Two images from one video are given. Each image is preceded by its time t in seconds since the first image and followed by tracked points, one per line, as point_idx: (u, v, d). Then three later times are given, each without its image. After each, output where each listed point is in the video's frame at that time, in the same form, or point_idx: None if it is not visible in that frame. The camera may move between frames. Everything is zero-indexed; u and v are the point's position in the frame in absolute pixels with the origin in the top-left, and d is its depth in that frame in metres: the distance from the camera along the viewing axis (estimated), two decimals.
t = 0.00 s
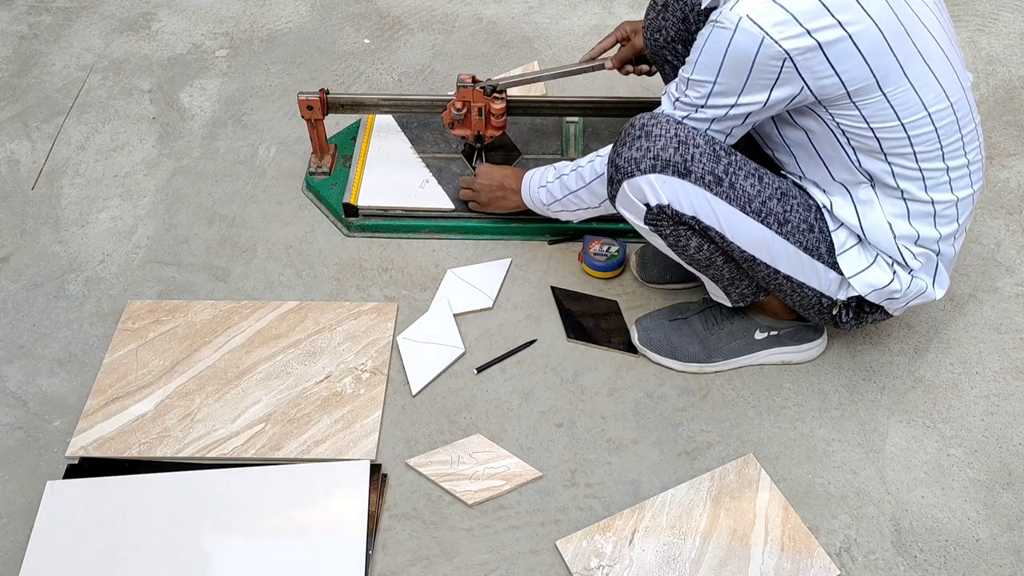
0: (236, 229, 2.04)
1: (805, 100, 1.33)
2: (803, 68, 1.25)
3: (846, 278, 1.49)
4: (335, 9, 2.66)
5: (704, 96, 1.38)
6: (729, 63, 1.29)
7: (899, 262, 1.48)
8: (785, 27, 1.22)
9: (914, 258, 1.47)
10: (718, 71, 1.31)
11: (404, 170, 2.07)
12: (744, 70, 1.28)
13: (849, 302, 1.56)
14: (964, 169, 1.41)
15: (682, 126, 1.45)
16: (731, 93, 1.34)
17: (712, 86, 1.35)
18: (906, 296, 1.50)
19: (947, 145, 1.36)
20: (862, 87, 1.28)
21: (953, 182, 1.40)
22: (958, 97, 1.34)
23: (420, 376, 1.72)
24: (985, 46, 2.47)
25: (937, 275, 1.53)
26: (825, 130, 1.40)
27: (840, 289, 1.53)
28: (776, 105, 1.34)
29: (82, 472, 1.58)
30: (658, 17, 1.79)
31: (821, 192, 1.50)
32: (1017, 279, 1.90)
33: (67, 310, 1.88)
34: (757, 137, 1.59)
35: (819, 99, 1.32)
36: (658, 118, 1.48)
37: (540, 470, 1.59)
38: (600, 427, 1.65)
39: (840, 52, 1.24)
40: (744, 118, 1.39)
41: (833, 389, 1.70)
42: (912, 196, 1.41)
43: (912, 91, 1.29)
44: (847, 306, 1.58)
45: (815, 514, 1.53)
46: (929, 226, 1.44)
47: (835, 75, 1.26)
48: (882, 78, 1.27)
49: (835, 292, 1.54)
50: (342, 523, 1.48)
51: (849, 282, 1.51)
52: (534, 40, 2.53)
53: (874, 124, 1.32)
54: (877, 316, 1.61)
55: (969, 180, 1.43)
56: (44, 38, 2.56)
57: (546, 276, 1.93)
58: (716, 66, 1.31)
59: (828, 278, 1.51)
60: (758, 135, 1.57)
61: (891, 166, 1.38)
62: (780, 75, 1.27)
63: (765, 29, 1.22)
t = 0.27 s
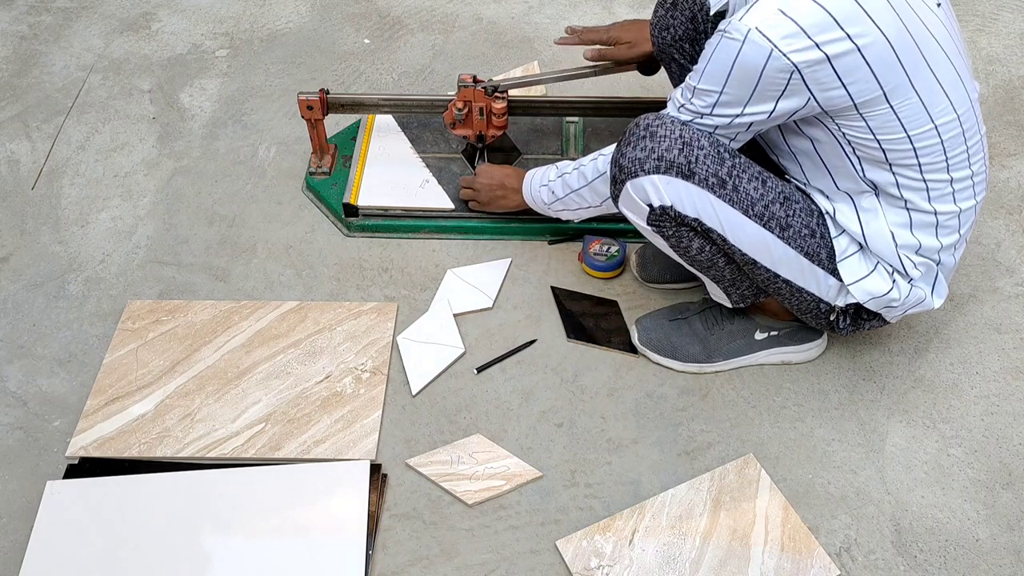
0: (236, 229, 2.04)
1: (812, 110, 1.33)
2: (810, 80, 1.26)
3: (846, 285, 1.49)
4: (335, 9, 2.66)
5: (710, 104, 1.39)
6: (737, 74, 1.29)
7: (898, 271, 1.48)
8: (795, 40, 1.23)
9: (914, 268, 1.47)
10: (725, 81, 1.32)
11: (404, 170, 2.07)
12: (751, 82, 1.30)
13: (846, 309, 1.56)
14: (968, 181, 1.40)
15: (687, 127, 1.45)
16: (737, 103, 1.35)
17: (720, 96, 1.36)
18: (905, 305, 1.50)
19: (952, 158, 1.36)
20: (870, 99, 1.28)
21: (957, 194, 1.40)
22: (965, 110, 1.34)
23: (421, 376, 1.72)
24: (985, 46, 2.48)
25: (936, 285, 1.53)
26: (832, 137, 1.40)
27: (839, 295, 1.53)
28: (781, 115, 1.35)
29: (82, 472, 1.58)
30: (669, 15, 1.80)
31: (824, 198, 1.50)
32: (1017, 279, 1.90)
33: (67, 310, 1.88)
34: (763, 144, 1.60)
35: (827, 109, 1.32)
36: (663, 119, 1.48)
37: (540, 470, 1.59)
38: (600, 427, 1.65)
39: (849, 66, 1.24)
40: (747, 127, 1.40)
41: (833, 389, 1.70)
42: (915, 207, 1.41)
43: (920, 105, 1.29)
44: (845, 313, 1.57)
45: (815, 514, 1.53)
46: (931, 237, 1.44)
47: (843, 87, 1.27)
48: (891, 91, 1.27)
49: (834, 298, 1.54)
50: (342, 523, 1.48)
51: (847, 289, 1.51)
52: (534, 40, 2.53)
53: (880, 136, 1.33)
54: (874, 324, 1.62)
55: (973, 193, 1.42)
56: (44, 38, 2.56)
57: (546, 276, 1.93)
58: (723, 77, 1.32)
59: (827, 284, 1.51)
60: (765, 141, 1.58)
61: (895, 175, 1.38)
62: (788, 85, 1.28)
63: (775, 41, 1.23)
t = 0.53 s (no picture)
0: (236, 228, 2.04)
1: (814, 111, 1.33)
2: (813, 82, 1.26)
3: (845, 286, 1.49)
4: (335, 9, 2.66)
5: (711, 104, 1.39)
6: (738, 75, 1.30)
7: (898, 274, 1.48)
8: (797, 41, 1.23)
9: (913, 270, 1.47)
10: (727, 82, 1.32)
11: (404, 170, 2.07)
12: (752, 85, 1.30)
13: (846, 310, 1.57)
14: (969, 186, 1.40)
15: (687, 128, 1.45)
16: (738, 104, 1.36)
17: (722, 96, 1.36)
18: (904, 307, 1.50)
19: (954, 162, 1.36)
20: (871, 101, 1.28)
21: (957, 198, 1.40)
22: (967, 115, 1.33)
23: (421, 376, 1.72)
24: (985, 46, 2.48)
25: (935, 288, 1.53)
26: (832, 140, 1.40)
27: (838, 297, 1.53)
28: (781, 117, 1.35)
29: (82, 472, 1.58)
30: (670, 12, 1.74)
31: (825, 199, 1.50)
32: (1017, 279, 1.90)
33: (67, 310, 1.88)
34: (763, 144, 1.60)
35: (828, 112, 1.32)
36: (664, 119, 1.48)
37: (540, 470, 1.59)
38: (600, 427, 1.65)
39: (851, 68, 1.24)
40: (748, 128, 1.40)
41: (834, 389, 1.70)
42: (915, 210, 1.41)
43: (921, 107, 1.29)
44: (845, 314, 1.58)
45: (815, 514, 1.53)
46: (930, 239, 1.44)
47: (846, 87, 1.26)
48: (892, 93, 1.27)
49: (834, 299, 1.54)
50: (343, 523, 1.48)
51: (847, 291, 1.51)
52: (534, 40, 2.53)
53: (880, 138, 1.33)
54: (873, 325, 1.62)
55: (974, 198, 1.42)
56: (44, 38, 2.56)
57: (546, 276, 1.93)
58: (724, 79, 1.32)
59: (827, 285, 1.51)
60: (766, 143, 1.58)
61: (896, 178, 1.38)
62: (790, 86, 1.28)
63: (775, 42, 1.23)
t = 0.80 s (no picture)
0: (236, 228, 2.04)
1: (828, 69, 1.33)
2: (830, 37, 1.27)
3: (863, 273, 1.49)
4: (335, 9, 2.66)
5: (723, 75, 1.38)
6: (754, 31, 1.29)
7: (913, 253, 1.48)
8: None
9: (927, 248, 1.47)
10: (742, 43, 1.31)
11: (404, 170, 2.07)
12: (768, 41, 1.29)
13: (865, 300, 1.56)
14: (976, 158, 1.43)
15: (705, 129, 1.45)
16: (756, 65, 1.34)
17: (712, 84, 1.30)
18: (921, 286, 1.49)
19: (961, 130, 1.38)
20: (885, 57, 1.30)
21: (966, 169, 1.42)
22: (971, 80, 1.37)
23: (421, 376, 1.72)
24: (985, 46, 2.48)
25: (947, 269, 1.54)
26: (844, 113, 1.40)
27: (857, 286, 1.53)
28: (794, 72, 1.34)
29: (82, 472, 1.58)
30: (669, 6, 1.76)
31: (835, 185, 1.50)
32: (1017, 279, 1.90)
33: (67, 310, 1.88)
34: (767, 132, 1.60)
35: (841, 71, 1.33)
36: (681, 121, 1.47)
37: (540, 470, 1.59)
38: (600, 427, 1.65)
39: (866, 21, 1.26)
40: (768, 91, 1.38)
41: (834, 389, 1.70)
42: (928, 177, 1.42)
43: (930, 69, 1.32)
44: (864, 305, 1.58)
45: (815, 514, 1.53)
46: (942, 215, 1.46)
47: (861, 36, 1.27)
48: (904, 49, 1.30)
49: (853, 289, 1.53)
50: (343, 523, 1.48)
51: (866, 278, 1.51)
52: (534, 40, 2.53)
53: (894, 100, 1.34)
54: (890, 312, 1.61)
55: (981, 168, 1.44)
56: (44, 38, 2.56)
57: (546, 276, 1.93)
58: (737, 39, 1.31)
59: (845, 276, 1.51)
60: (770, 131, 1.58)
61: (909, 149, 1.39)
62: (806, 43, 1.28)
63: None
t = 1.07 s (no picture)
0: (236, 228, 2.04)
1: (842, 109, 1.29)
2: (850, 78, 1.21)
3: (879, 257, 1.51)
4: (335, 9, 2.66)
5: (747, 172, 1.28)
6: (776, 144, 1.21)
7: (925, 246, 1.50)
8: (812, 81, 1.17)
9: (941, 241, 1.49)
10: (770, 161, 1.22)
11: (404, 170, 2.07)
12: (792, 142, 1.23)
13: (872, 283, 1.58)
14: (978, 152, 1.44)
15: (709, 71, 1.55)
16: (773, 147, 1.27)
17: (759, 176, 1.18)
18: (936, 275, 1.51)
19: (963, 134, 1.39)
20: (894, 81, 1.26)
21: (971, 165, 1.44)
22: (966, 81, 1.37)
23: (421, 376, 1.73)
24: (985, 46, 2.47)
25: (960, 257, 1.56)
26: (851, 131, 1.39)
27: (871, 267, 1.53)
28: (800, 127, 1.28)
29: (82, 472, 1.58)
30: (650, 33, 1.85)
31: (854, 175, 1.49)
32: (1017, 279, 1.90)
33: (67, 310, 1.88)
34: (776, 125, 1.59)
35: (858, 102, 1.29)
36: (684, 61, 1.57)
37: (540, 470, 1.59)
38: (600, 427, 1.65)
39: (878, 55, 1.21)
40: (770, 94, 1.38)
41: (834, 390, 1.70)
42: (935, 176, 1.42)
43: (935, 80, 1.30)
44: (869, 286, 1.59)
45: (815, 514, 1.53)
46: (953, 212, 1.47)
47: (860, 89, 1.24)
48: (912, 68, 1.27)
49: (863, 268, 1.54)
50: (343, 523, 1.48)
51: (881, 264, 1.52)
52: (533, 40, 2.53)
53: (902, 118, 1.32)
54: (904, 300, 1.63)
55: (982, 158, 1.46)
56: (44, 38, 2.56)
57: (546, 276, 1.93)
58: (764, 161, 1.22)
59: (857, 254, 1.52)
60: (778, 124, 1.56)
61: (916, 159, 1.40)
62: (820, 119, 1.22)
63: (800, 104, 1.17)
